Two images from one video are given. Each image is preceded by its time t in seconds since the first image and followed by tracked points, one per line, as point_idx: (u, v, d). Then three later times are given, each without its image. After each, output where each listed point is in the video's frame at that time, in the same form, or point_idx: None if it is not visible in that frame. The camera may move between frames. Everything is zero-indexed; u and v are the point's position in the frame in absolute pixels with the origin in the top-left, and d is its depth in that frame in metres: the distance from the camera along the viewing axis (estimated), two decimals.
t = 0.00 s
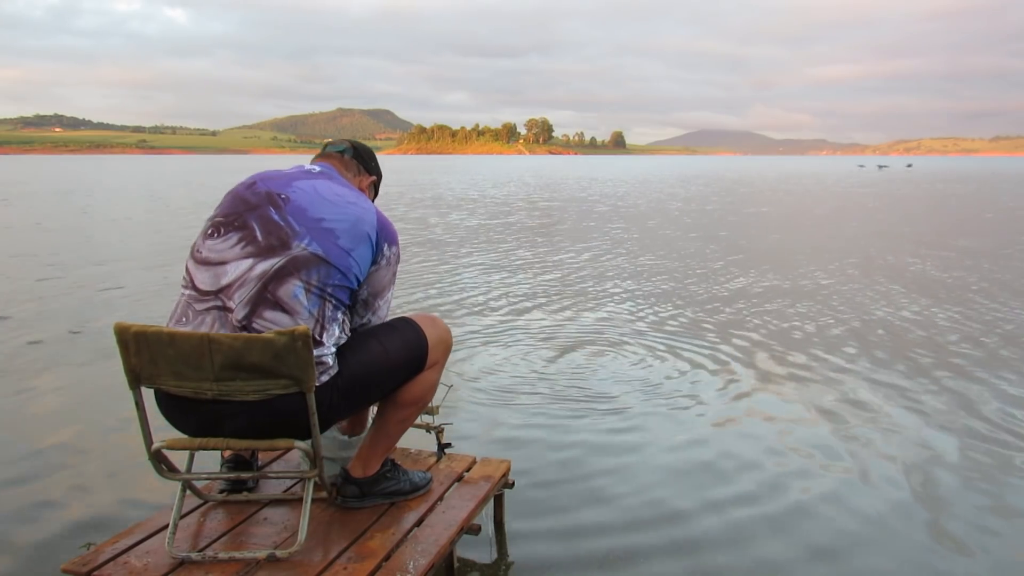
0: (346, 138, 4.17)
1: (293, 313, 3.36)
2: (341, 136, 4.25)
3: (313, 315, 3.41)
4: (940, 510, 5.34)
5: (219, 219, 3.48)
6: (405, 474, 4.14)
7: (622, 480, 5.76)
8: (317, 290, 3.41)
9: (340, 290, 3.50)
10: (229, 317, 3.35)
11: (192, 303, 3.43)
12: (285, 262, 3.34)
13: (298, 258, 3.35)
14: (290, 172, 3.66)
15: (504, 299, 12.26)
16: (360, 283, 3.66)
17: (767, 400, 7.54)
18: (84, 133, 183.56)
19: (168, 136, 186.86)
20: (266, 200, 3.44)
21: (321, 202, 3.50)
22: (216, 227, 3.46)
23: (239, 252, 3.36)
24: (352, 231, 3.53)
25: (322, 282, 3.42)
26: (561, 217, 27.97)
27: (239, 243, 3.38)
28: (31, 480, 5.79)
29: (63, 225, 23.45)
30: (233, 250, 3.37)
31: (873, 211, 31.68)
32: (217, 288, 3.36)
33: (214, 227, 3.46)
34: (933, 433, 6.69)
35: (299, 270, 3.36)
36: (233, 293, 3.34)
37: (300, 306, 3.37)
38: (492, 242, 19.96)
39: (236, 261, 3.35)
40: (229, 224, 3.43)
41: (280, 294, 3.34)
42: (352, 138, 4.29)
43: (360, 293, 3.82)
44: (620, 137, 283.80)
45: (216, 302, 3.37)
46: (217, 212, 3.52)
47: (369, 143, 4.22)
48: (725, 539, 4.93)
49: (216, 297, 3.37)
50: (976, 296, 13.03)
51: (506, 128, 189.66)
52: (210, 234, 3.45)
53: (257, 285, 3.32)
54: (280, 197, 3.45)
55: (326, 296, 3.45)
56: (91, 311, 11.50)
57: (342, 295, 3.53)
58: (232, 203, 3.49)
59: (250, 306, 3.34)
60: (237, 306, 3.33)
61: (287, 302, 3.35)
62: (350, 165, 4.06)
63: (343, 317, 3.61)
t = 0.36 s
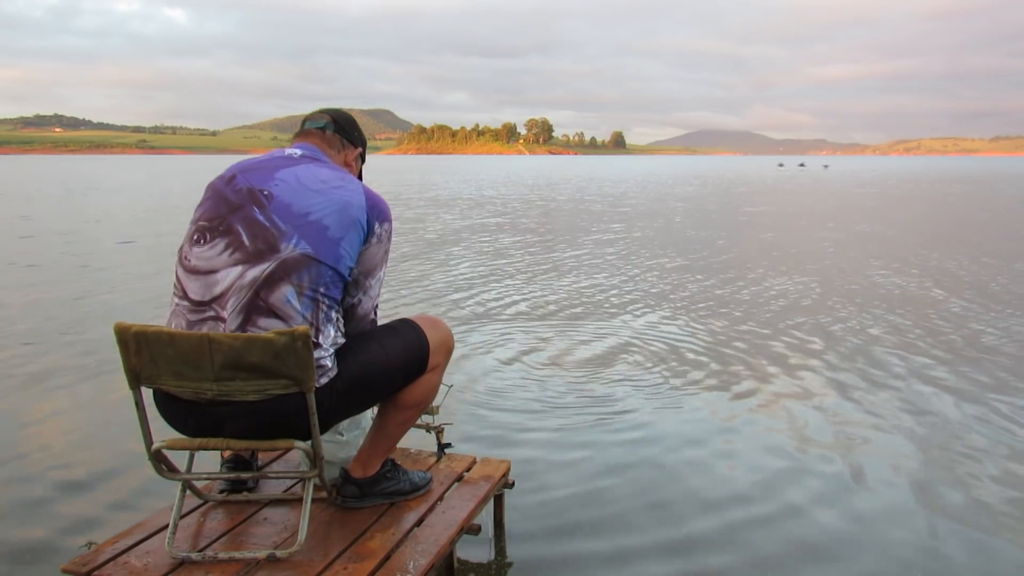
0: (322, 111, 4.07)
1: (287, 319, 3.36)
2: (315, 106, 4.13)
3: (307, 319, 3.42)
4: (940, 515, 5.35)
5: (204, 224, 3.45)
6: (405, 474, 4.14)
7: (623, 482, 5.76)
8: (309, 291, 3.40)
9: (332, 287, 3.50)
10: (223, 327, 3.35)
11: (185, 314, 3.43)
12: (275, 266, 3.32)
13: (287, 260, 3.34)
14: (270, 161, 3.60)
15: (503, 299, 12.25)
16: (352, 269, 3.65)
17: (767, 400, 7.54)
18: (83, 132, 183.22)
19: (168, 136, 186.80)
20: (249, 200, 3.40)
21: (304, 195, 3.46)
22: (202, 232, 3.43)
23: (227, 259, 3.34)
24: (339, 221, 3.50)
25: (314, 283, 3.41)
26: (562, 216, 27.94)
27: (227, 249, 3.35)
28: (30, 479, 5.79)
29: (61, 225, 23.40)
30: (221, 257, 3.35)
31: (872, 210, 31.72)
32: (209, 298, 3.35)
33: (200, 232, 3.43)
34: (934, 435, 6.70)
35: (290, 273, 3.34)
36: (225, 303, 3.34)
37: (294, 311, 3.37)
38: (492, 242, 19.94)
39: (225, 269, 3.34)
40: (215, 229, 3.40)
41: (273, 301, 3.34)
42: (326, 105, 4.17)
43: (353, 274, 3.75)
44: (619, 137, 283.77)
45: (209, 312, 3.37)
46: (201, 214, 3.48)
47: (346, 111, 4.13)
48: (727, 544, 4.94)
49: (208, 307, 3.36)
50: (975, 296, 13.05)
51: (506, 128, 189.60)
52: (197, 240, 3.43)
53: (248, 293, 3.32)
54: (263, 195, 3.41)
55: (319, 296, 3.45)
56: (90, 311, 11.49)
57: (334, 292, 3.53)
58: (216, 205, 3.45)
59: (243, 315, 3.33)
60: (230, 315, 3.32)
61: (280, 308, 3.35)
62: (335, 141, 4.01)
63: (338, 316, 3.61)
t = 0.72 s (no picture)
0: (274, 69, 3.61)
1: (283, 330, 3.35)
2: (266, 59, 3.64)
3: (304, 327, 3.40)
4: (941, 514, 5.34)
5: (188, 237, 3.36)
6: (405, 473, 4.14)
7: (623, 481, 5.76)
8: (301, 297, 3.35)
9: (324, 286, 3.44)
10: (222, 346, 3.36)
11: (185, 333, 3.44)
12: (262, 281, 3.26)
13: (273, 272, 3.26)
14: (240, 151, 3.39)
15: (503, 299, 12.25)
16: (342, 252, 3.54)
17: (767, 399, 7.53)
18: (83, 132, 183.33)
19: (168, 136, 186.92)
20: (226, 210, 3.27)
21: (278, 193, 3.29)
22: (187, 247, 3.35)
23: (214, 278, 3.28)
24: (318, 212, 3.34)
25: (305, 288, 3.35)
26: (562, 216, 27.97)
27: (212, 267, 3.28)
28: (30, 479, 5.79)
29: (62, 225, 23.43)
30: (209, 276, 3.29)
31: (872, 211, 31.78)
32: (202, 318, 3.33)
33: (185, 248, 3.35)
34: (935, 435, 6.68)
35: (278, 285, 3.29)
36: (219, 322, 3.32)
37: (289, 321, 3.35)
38: (492, 242, 19.96)
39: (214, 288, 3.29)
40: (198, 244, 3.31)
41: (266, 315, 3.32)
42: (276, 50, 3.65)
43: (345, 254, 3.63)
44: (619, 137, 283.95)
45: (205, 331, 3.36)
46: (183, 224, 3.38)
47: (298, 51, 3.59)
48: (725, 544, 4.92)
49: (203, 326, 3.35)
50: (975, 297, 13.05)
51: (506, 127, 189.84)
52: (184, 256, 3.35)
53: (240, 311, 3.30)
54: (237, 201, 3.27)
55: (312, 299, 3.40)
56: (90, 311, 11.50)
57: (327, 289, 3.47)
58: (195, 216, 3.33)
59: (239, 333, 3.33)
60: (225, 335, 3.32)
61: (274, 321, 3.33)
62: (301, 101, 3.61)
63: (335, 313, 3.59)
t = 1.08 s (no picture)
0: (262, 66, 3.52)
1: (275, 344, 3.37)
2: (253, 51, 3.53)
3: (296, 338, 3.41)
4: (941, 513, 5.33)
5: (176, 249, 3.36)
6: (404, 472, 4.14)
7: (623, 480, 5.75)
8: (290, 312, 3.35)
9: (313, 298, 3.40)
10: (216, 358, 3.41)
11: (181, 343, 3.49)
12: (249, 297, 3.27)
13: (258, 289, 3.26)
14: (222, 159, 3.35)
15: (502, 299, 12.25)
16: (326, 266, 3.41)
17: (769, 400, 7.51)
18: (83, 132, 183.39)
19: (168, 136, 186.97)
20: (209, 223, 3.25)
21: (257, 207, 3.24)
22: (176, 260, 3.36)
23: (203, 292, 3.30)
24: (297, 227, 3.26)
25: (292, 303, 3.34)
26: (562, 216, 27.97)
27: (199, 282, 3.30)
28: (30, 479, 5.80)
29: (62, 225, 23.45)
30: (198, 290, 3.32)
31: (874, 210, 31.77)
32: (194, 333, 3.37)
33: (174, 260, 3.37)
34: (937, 435, 6.67)
35: (265, 301, 3.29)
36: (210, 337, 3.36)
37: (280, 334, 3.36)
38: (492, 242, 19.97)
39: (204, 303, 3.32)
40: (185, 257, 3.32)
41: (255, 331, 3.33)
42: (263, 42, 3.53)
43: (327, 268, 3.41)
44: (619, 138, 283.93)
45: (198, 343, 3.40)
46: (173, 234, 3.40)
47: (285, 44, 3.46)
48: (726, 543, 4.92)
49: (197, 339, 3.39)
50: (977, 297, 13.03)
51: (507, 127, 189.97)
52: (174, 268, 3.37)
53: (229, 327, 3.32)
54: (219, 214, 3.24)
55: (301, 312, 3.38)
56: (91, 311, 11.53)
57: (317, 301, 3.44)
58: (182, 228, 3.33)
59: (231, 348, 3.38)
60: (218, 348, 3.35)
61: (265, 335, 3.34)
62: (292, 100, 3.54)
63: (331, 317, 3.58)
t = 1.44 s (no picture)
0: (283, 75, 3.49)
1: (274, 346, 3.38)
2: (272, 59, 3.49)
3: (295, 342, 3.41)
4: (943, 514, 5.32)
5: (183, 246, 3.36)
6: (404, 473, 4.14)
7: (624, 481, 5.75)
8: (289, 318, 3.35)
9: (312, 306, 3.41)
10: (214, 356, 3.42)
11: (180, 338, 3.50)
12: (251, 300, 3.28)
13: (259, 293, 3.27)
14: (236, 162, 3.35)
15: (502, 299, 12.26)
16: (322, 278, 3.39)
17: (770, 400, 7.50)
18: (82, 132, 183.16)
19: (168, 136, 186.94)
20: (217, 224, 3.25)
21: (264, 214, 3.22)
22: (182, 257, 3.36)
23: (205, 291, 3.31)
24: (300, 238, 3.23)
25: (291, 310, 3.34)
26: (562, 216, 27.97)
27: (202, 280, 3.30)
28: (30, 479, 5.80)
29: (61, 225, 23.45)
30: (201, 289, 3.32)
31: (874, 210, 31.75)
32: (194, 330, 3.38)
33: (181, 256, 3.37)
34: (937, 436, 6.67)
35: (266, 304, 3.30)
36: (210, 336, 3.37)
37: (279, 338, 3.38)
38: (492, 242, 19.97)
39: (206, 302, 3.32)
40: (191, 254, 3.32)
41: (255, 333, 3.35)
42: (282, 49, 3.49)
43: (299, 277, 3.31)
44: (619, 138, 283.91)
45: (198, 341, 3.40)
46: (180, 231, 3.40)
47: (306, 54, 3.44)
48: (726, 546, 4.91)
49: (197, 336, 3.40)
50: (978, 296, 13.01)
51: (506, 127, 189.82)
52: (179, 264, 3.38)
53: (229, 328, 3.33)
54: (228, 217, 3.24)
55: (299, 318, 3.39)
56: (90, 311, 11.53)
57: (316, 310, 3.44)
58: (190, 225, 3.33)
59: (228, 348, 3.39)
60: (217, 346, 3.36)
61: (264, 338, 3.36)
62: (311, 110, 3.54)
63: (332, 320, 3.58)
